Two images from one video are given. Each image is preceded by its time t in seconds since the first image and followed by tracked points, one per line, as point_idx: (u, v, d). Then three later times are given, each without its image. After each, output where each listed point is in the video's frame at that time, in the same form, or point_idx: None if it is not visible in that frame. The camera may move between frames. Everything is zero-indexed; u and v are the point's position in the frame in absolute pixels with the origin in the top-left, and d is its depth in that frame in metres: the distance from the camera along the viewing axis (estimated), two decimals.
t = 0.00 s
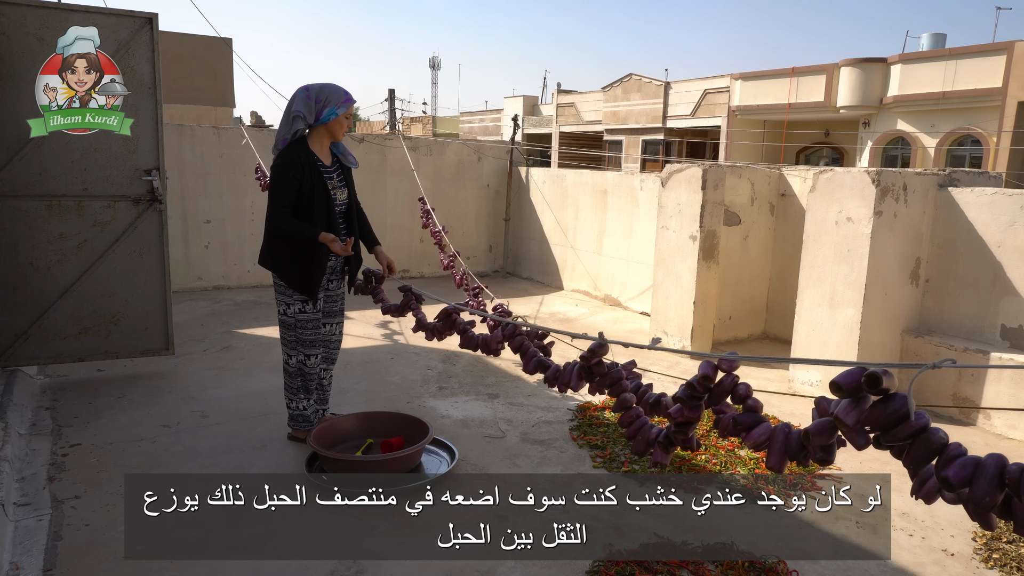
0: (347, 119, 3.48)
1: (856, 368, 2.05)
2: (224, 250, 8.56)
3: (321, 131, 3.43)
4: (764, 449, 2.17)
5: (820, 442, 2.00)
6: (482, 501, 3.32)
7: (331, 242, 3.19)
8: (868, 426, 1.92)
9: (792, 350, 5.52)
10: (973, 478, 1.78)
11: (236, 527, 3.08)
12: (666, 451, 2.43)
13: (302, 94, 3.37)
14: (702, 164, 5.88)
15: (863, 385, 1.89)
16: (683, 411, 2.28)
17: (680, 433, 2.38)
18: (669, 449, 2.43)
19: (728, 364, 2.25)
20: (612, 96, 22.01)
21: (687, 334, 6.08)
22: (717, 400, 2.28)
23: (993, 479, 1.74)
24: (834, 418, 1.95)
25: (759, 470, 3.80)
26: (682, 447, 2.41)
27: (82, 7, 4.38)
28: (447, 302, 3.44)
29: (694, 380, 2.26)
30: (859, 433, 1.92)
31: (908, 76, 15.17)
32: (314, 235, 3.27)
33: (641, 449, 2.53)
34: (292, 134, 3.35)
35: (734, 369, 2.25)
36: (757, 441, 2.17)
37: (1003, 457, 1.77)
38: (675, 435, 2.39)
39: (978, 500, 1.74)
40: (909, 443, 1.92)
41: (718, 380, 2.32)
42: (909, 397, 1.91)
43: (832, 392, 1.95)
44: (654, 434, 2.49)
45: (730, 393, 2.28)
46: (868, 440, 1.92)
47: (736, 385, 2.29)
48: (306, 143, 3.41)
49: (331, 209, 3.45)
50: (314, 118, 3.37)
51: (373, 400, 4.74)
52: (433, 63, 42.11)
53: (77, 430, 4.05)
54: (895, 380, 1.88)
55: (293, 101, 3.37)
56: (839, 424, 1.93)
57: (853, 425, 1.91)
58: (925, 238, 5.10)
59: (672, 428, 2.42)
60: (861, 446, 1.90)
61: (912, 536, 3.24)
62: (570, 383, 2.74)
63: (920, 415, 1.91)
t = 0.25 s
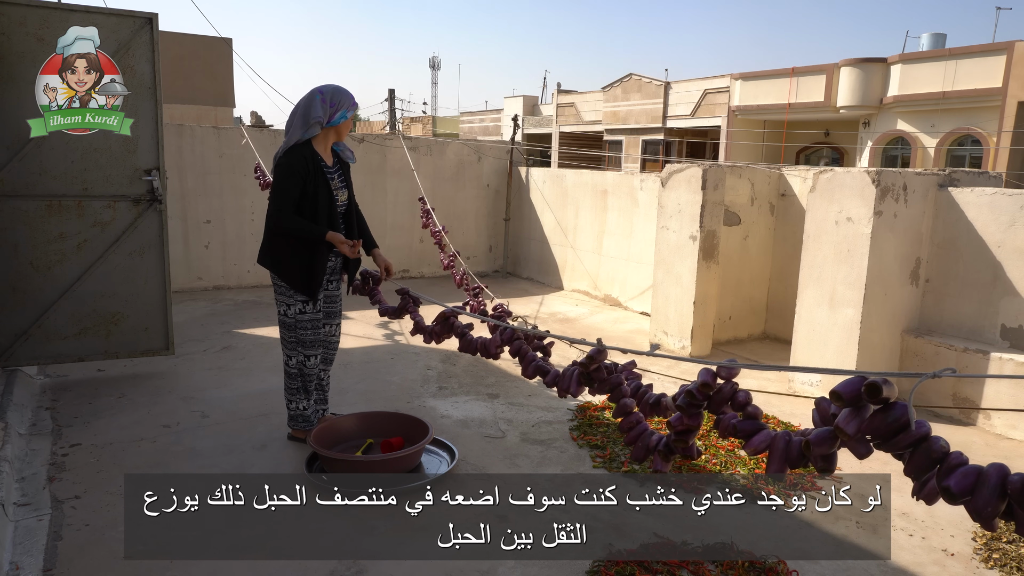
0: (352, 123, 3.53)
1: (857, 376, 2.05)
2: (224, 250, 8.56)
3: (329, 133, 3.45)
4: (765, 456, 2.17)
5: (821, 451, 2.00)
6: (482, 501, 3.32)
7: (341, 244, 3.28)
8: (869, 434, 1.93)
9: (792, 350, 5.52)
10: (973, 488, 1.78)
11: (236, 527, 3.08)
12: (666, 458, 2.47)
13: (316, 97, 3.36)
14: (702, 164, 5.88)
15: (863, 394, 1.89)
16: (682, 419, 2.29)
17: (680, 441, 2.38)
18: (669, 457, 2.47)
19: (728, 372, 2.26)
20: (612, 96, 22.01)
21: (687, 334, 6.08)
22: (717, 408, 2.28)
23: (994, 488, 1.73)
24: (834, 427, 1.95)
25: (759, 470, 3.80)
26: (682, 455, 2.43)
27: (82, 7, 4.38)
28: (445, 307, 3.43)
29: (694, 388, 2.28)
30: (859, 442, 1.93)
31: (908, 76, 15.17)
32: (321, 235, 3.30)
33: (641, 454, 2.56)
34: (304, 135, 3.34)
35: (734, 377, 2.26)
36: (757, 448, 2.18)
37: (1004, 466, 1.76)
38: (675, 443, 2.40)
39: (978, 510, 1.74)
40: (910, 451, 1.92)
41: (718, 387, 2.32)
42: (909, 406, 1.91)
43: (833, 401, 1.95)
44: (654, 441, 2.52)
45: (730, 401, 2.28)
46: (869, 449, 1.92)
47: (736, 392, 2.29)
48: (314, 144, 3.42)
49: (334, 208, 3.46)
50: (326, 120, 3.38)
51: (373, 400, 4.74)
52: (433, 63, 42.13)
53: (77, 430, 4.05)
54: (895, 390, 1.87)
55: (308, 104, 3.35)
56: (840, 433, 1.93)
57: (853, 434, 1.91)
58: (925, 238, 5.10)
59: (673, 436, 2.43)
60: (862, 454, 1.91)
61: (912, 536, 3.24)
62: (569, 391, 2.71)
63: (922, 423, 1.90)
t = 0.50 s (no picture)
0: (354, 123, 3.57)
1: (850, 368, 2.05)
2: (224, 250, 8.56)
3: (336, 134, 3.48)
4: (757, 448, 2.19)
5: (814, 441, 2.01)
6: (482, 502, 3.32)
7: (350, 247, 3.34)
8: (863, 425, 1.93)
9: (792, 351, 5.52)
10: (966, 478, 1.79)
11: (236, 527, 3.08)
12: (658, 450, 2.49)
13: (329, 99, 3.36)
14: (702, 164, 5.88)
15: (857, 384, 1.89)
16: (675, 410, 2.31)
17: (672, 432, 2.40)
18: (659, 449, 2.50)
19: (721, 364, 2.23)
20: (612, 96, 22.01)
21: (687, 334, 6.08)
22: (711, 401, 2.26)
23: (987, 478, 1.74)
24: (828, 417, 1.95)
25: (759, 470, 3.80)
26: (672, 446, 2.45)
27: (82, 7, 4.38)
28: (439, 306, 3.43)
29: (688, 380, 2.28)
30: (853, 433, 1.92)
31: (908, 76, 15.16)
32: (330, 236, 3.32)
33: (633, 447, 2.58)
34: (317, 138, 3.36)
35: (727, 369, 2.24)
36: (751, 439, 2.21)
37: (997, 456, 1.77)
38: (666, 434, 2.42)
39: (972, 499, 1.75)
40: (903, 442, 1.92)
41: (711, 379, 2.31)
42: (902, 396, 1.91)
43: (826, 391, 1.94)
44: (646, 434, 2.55)
45: (722, 393, 2.27)
46: (862, 439, 1.92)
47: (728, 384, 2.27)
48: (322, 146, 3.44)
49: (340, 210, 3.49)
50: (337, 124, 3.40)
51: (373, 400, 4.74)
52: (433, 63, 42.14)
53: (77, 430, 4.05)
54: (888, 379, 1.88)
55: (322, 106, 3.35)
56: (833, 423, 1.93)
57: (847, 424, 1.91)
58: (925, 238, 5.10)
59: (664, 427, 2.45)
60: (855, 445, 1.91)
61: (912, 536, 3.24)
62: (562, 385, 2.74)
63: (914, 414, 1.91)
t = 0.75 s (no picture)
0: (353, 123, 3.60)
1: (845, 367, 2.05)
2: (224, 250, 8.56)
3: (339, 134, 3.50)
4: (752, 448, 2.17)
5: (808, 440, 2.00)
6: (482, 501, 3.32)
7: (361, 247, 3.44)
8: (857, 424, 1.93)
9: (792, 351, 5.52)
10: (962, 476, 1.78)
11: (236, 527, 3.08)
12: (652, 451, 2.44)
13: (339, 100, 3.38)
14: (702, 164, 5.88)
15: (853, 382, 1.90)
16: (669, 410, 2.28)
17: (666, 433, 2.36)
18: (655, 450, 2.44)
19: (717, 363, 2.26)
20: (612, 96, 22.01)
21: (687, 334, 6.08)
22: (706, 400, 2.25)
23: (982, 476, 1.74)
24: (822, 415, 1.96)
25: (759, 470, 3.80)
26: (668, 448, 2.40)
27: (82, 8, 4.38)
28: (435, 307, 3.42)
29: (683, 379, 2.27)
30: (847, 432, 1.93)
31: (908, 76, 15.17)
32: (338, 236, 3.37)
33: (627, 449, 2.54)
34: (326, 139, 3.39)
35: (722, 368, 2.26)
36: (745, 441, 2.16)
37: (993, 455, 1.77)
38: (661, 435, 2.38)
39: (967, 498, 1.74)
40: (898, 441, 1.91)
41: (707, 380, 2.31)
42: (898, 396, 1.91)
43: (822, 389, 1.95)
44: (641, 435, 2.51)
45: (718, 393, 2.26)
46: (858, 439, 1.92)
47: (724, 384, 2.27)
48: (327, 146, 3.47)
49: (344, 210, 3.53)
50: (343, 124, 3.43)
51: (373, 400, 4.74)
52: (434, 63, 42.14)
53: (77, 430, 4.05)
54: (884, 378, 1.87)
55: (331, 107, 3.37)
56: (828, 422, 1.93)
57: (842, 423, 1.92)
58: (925, 238, 5.10)
59: (658, 428, 2.41)
60: (850, 444, 1.91)
61: (912, 536, 3.24)
62: (556, 386, 2.75)
63: (910, 413, 1.90)
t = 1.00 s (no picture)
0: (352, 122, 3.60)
1: (844, 377, 2.03)
2: (224, 250, 8.56)
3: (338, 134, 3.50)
4: (753, 460, 2.15)
5: (811, 454, 2.01)
6: (482, 501, 3.32)
7: (365, 249, 3.44)
8: (859, 437, 1.92)
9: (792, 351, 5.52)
10: (965, 491, 1.80)
11: (236, 527, 3.08)
12: (653, 463, 2.44)
13: (338, 100, 3.37)
14: (702, 164, 5.88)
15: (854, 397, 1.88)
16: (670, 423, 2.29)
17: (666, 446, 2.37)
18: (655, 462, 2.43)
19: (716, 375, 2.22)
20: (612, 96, 22.01)
21: (687, 334, 6.08)
22: (706, 412, 2.25)
23: (986, 492, 1.75)
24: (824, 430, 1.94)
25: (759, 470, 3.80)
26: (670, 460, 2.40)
27: (82, 7, 4.38)
28: (432, 312, 3.40)
29: (683, 391, 2.27)
30: (849, 446, 1.92)
31: (908, 76, 15.17)
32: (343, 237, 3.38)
33: (628, 459, 2.54)
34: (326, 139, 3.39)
35: (722, 381, 2.23)
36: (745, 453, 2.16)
37: (995, 469, 1.78)
38: (662, 447, 2.39)
39: (971, 513, 1.76)
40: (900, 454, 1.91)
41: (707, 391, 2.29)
42: (899, 409, 1.90)
43: (822, 404, 1.93)
44: (641, 446, 2.51)
45: (718, 406, 2.25)
46: (859, 452, 1.92)
47: (724, 396, 2.25)
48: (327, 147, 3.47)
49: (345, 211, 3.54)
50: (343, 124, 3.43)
51: (373, 400, 4.74)
52: (434, 63, 42.15)
53: (77, 430, 4.05)
54: (885, 392, 1.85)
55: (332, 108, 3.36)
56: (830, 437, 1.92)
57: (844, 438, 1.90)
58: (925, 238, 5.10)
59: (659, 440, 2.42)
60: (851, 458, 1.91)
61: (912, 536, 3.24)
62: (556, 396, 2.75)
63: (911, 426, 1.90)
